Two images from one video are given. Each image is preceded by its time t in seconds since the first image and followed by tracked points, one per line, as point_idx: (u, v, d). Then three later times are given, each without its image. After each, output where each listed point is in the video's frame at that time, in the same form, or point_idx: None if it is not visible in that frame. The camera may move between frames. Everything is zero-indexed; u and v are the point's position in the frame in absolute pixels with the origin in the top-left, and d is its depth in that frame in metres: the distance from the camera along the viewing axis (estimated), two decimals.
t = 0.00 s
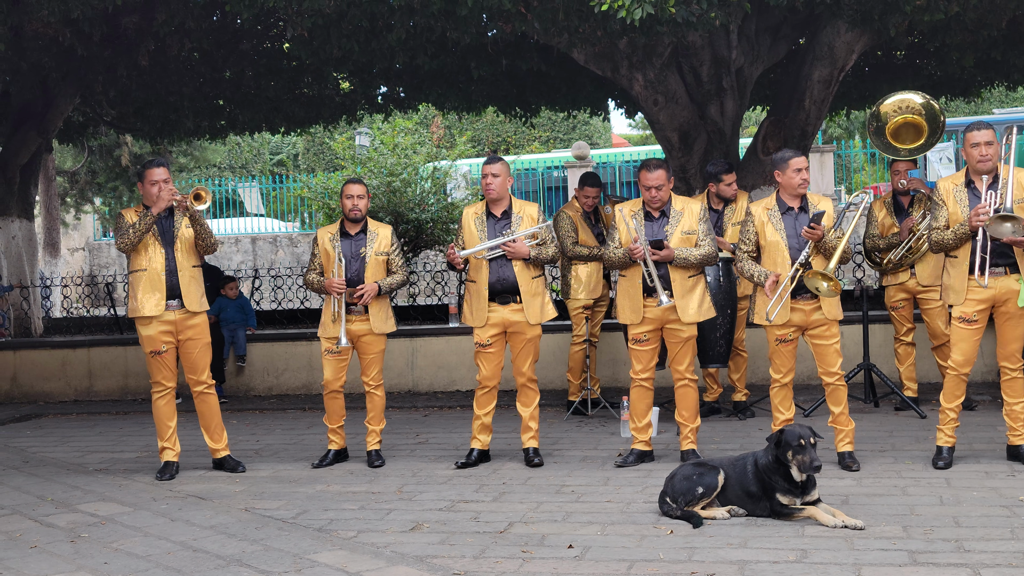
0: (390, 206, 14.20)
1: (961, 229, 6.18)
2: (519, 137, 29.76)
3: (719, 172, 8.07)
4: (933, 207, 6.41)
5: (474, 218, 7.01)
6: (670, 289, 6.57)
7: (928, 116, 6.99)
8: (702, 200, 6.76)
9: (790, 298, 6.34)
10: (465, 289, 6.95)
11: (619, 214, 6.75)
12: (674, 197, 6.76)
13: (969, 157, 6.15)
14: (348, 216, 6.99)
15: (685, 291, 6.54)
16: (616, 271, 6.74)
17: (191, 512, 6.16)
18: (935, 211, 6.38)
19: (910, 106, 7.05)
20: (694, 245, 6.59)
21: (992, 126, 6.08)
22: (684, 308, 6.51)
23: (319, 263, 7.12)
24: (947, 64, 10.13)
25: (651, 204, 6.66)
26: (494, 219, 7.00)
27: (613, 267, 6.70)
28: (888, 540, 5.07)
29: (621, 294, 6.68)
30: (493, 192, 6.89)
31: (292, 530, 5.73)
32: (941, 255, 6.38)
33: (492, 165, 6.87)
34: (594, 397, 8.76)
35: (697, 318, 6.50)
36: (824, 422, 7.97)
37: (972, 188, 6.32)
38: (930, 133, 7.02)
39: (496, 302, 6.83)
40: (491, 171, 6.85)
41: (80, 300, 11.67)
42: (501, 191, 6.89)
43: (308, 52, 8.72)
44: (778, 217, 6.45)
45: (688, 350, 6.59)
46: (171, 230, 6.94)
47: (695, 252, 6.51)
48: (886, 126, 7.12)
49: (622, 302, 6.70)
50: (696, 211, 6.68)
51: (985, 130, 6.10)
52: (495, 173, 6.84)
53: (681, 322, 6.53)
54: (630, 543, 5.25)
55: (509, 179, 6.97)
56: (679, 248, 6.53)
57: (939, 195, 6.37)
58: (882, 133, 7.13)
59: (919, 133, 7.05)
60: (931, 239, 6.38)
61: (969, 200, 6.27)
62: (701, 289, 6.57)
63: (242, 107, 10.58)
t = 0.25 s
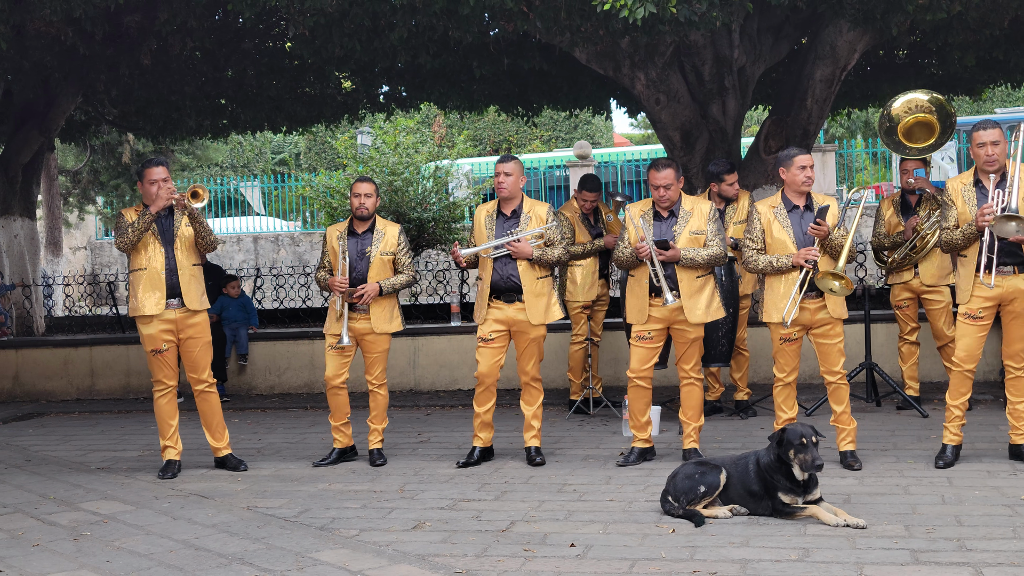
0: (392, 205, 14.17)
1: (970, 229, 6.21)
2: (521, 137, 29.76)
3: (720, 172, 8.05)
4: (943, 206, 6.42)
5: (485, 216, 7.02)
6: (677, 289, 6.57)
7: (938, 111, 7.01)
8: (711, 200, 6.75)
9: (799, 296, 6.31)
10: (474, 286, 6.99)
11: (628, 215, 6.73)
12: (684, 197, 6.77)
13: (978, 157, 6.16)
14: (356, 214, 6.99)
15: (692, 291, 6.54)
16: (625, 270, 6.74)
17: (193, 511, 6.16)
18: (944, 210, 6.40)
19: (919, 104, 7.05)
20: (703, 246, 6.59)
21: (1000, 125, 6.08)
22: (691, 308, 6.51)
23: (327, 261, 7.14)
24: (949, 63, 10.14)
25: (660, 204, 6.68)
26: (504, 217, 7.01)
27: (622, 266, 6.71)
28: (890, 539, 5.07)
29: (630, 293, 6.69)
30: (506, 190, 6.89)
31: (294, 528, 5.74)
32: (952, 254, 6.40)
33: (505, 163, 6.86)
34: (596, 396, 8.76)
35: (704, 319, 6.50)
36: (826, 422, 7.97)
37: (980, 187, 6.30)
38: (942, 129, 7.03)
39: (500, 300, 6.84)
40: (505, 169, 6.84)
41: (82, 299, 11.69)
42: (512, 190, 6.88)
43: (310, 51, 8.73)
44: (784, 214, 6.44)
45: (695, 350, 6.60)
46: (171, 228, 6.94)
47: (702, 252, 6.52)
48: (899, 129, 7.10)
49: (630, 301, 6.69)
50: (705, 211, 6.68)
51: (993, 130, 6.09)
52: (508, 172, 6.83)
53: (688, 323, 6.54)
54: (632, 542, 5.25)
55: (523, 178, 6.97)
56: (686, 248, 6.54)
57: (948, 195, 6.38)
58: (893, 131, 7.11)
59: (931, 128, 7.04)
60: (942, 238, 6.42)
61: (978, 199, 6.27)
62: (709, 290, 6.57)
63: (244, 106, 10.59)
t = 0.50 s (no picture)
0: (394, 204, 14.19)
1: (971, 229, 6.23)
2: (523, 136, 29.78)
3: (721, 172, 8.06)
4: (946, 207, 6.43)
5: (490, 215, 7.05)
6: (680, 288, 6.56)
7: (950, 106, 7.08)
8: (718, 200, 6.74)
9: (805, 300, 6.33)
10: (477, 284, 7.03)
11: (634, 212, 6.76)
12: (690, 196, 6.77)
13: (982, 157, 6.17)
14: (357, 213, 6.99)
15: (695, 291, 6.53)
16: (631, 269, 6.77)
17: (195, 510, 6.16)
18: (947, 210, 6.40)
19: (930, 102, 7.11)
20: (707, 245, 6.58)
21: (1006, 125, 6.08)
22: (694, 308, 6.50)
23: (329, 260, 7.15)
24: (951, 62, 10.15)
25: (666, 203, 6.69)
26: (507, 217, 7.02)
27: (627, 265, 6.76)
28: (892, 539, 5.07)
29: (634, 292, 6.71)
30: (510, 189, 6.87)
31: (296, 527, 5.74)
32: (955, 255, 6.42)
33: (511, 162, 6.86)
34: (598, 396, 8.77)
35: (706, 319, 6.49)
36: (828, 421, 7.97)
37: (983, 188, 6.30)
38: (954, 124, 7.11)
39: (500, 300, 6.86)
40: (510, 168, 6.83)
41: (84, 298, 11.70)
42: (516, 188, 6.88)
43: (312, 50, 8.74)
44: (787, 214, 6.44)
45: (698, 350, 6.58)
46: (171, 227, 6.94)
47: (705, 252, 6.50)
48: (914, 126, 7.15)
49: (634, 301, 6.71)
50: (711, 211, 6.66)
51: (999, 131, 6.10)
52: (513, 170, 6.83)
53: (690, 322, 6.52)
54: (634, 541, 5.25)
55: (526, 178, 6.95)
56: (688, 248, 6.54)
57: (951, 195, 6.38)
58: (909, 131, 7.14)
59: (944, 125, 7.11)
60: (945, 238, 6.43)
61: (980, 200, 6.27)
62: (712, 289, 6.55)
63: (246, 105, 10.59)
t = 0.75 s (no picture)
0: (395, 203, 14.18)
1: (969, 230, 6.21)
2: (524, 135, 29.79)
3: (724, 172, 8.06)
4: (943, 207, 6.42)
5: (486, 216, 7.03)
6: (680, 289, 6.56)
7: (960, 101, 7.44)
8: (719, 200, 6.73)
9: (801, 301, 6.33)
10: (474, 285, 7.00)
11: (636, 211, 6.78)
12: (691, 196, 6.76)
13: (980, 158, 6.16)
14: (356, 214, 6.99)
15: (695, 292, 6.53)
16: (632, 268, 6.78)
17: (196, 509, 6.17)
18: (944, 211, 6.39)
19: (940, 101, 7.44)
20: (707, 246, 6.57)
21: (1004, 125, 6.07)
22: (693, 309, 6.50)
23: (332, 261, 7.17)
24: (953, 62, 10.16)
25: (667, 203, 6.69)
26: (505, 217, 7.00)
27: (627, 264, 6.76)
28: (893, 538, 5.07)
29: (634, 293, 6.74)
30: (508, 190, 6.88)
31: (297, 526, 5.74)
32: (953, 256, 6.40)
33: (508, 163, 6.85)
34: (601, 395, 8.77)
35: (706, 320, 6.49)
36: (829, 421, 7.97)
37: (980, 189, 6.29)
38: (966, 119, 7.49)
39: (498, 300, 6.86)
40: (507, 168, 6.84)
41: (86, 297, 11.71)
42: (514, 189, 6.88)
43: (315, 49, 8.75)
44: (785, 214, 6.43)
45: (699, 349, 6.59)
46: (172, 228, 6.94)
47: (705, 253, 6.50)
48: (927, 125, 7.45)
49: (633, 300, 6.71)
50: (711, 211, 6.65)
51: (999, 131, 6.08)
52: (511, 172, 6.83)
53: (689, 322, 6.53)
54: (635, 541, 5.25)
55: (524, 178, 6.97)
56: (687, 249, 6.52)
57: (948, 196, 6.37)
58: (924, 131, 7.44)
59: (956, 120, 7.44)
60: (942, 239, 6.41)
61: (977, 200, 6.26)
62: (712, 290, 6.55)
63: (248, 105, 10.60)
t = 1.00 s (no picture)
0: (397, 203, 14.15)
1: (960, 227, 6.17)
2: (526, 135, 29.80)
3: (727, 175, 8.04)
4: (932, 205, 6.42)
5: (477, 215, 7.02)
6: (674, 288, 6.55)
7: (966, 99, 8.03)
8: (713, 200, 6.72)
9: (796, 301, 6.34)
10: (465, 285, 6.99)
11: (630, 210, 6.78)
12: (685, 195, 6.74)
13: (972, 156, 6.13)
14: (351, 213, 7.00)
15: (690, 291, 6.52)
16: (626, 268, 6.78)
17: (198, 508, 6.17)
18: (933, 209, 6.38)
19: (949, 104, 7.99)
20: (702, 245, 6.57)
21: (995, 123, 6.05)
22: (687, 308, 6.50)
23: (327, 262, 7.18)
24: (955, 61, 10.15)
25: (661, 202, 6.68)
26: (496, 216, 7.00)
27: (622, 263, 6.78)
28: (894, 538, 5.07)
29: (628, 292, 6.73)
30: (500, 189, 6.85)
31: (299, 526, 5.75)
32: (942, 254, 6.37)
33: (496, 162, 6.82)
34: (603, 394, 8.79)
35: (701, 319, 6.48)
36: (830, 421, 7.97)
37: (971, 187, 6.29)
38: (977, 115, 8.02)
39: (491, 299, 6.85)
40: (498, 167, 6.79)
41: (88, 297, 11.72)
42: (506, 187, 6.86)
43: (317, 49, 8.76)
44: (781, 214, 6.43)
45: (694, 348, 6.60)
46: (174, 228, 6.95)
47: (700, 252, 6.49)
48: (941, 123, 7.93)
49: (629, 299, 6.73)
50: (706, 210, 6.65)
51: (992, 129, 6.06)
52: (500, 171, 6.79)
53: (684, 321, 6.52)
54: (637, 540, 5.25)
55: (514, 177, 6.95)
56: (683, 248, 6.52)
57: (938, 194, 6.36)
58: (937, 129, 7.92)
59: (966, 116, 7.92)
60: (931, 237, 6.39)
61: (968, 198, 6.25)
62: (707, 289, 6.54)
63: (249, 104, 10.60)
